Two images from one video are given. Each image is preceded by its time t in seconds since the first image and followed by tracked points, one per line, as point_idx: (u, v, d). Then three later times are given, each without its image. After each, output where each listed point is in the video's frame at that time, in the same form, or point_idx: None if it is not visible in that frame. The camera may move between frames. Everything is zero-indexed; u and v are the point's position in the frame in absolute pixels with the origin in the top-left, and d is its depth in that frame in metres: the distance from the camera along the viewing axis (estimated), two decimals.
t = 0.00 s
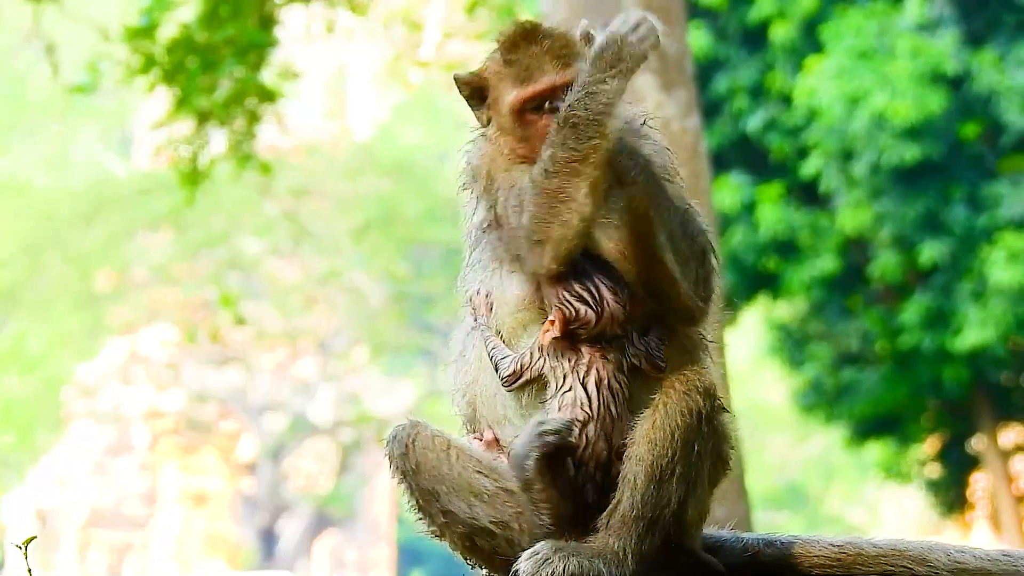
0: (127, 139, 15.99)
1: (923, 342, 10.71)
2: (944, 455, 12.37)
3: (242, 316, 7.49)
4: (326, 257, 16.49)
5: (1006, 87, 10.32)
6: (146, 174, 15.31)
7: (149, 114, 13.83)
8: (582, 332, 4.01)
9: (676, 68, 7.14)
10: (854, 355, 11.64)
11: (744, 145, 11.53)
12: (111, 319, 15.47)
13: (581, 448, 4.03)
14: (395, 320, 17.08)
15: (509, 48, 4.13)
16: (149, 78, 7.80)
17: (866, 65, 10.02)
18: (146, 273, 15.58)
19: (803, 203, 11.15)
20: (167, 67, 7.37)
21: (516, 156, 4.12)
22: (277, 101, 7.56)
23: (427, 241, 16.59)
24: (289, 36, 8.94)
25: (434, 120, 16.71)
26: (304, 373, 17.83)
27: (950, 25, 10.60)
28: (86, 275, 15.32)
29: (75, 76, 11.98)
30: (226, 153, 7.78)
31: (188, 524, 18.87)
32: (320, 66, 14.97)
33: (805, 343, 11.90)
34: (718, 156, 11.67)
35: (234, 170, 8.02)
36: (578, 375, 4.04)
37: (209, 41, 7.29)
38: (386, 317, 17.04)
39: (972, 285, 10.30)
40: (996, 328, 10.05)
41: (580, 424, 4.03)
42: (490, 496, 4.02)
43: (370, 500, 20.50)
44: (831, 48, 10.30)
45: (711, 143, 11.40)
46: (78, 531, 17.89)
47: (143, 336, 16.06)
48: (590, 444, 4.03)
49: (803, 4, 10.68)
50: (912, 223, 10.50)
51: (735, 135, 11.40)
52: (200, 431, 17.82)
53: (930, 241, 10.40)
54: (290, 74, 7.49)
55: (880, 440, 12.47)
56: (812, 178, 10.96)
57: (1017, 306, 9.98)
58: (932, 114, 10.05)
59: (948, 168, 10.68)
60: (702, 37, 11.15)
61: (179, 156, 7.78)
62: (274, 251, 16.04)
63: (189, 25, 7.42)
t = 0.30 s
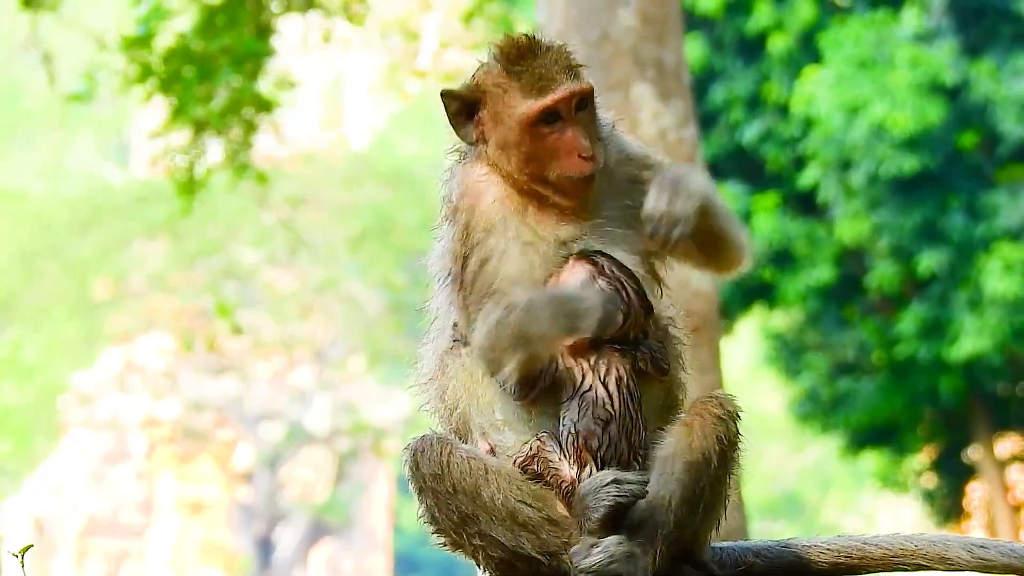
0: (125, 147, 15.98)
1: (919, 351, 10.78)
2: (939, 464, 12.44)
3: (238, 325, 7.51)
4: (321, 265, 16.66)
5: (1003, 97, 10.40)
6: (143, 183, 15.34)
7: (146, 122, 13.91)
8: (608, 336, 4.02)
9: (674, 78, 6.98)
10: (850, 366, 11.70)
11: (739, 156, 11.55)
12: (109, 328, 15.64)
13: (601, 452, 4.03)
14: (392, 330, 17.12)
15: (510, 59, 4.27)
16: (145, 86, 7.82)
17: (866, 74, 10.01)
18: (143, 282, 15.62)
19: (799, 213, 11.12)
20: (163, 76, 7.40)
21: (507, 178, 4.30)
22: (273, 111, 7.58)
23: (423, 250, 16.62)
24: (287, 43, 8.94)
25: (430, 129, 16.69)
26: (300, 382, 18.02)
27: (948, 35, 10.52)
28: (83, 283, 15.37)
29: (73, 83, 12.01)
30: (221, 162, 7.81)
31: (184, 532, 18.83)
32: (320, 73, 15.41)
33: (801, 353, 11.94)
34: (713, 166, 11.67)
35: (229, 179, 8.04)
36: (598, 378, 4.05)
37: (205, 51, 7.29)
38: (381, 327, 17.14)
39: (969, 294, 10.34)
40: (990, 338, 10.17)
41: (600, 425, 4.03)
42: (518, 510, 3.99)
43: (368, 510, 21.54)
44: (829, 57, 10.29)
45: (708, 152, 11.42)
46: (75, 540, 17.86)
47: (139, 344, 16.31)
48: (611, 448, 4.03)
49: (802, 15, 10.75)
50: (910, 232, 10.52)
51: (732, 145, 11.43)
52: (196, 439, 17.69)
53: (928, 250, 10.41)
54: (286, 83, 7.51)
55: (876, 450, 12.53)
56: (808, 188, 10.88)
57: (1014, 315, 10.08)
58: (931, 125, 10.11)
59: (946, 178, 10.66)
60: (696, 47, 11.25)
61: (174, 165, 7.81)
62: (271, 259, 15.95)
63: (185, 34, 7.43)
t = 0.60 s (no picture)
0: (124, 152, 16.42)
1: (919, 357, 10.79)
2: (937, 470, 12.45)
3: (238, 330, 7.48)
4: (321, 271, 16.57)
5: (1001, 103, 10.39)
6: (142, 188, 15.46)
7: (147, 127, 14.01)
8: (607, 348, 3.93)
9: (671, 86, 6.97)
10: (850, 372, 11.70)
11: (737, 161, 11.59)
12: (107, 333, 15.68)
13: (601, 465, 3.91)
14: (393, 334, 16.85)
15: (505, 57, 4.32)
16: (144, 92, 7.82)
17: (865, 79, 10.04)
18: (142, 287, 15.63)
19: (799, 220, 11.11)
20: (163, 81, 7.41)
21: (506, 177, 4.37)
22: (272, 116, 7.58)
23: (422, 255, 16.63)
24: (285, 50, 8.95)
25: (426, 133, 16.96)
26: (301, 388, 17.89)
27: (947, 41, 10.49)
28: (82, 289, 15.51)
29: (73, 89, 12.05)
30: (221, 167, 7.80)
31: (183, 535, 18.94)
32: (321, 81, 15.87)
33: (800, 359, 11.88)
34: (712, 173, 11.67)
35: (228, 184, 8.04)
36: (600, 392, 3.95)
37: (205, 56, 7.27)
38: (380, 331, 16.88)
39: (969, 300, 10.37)
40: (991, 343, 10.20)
41: (599, 442, 3.91)
42: (490, 533, 4.00)
43: (366, 518, 21.64)
44: (829, 63, 10.31)
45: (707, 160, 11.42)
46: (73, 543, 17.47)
47: (139, 349, 16.32)
48: (611, 464, 3.92)
49: (802, 20, 10.82)
50: (910, 237, 10.51)
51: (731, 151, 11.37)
52: (194, 445, 17.60)
53: (929, 255, 10.43)
54: (286, 88, 7.51)
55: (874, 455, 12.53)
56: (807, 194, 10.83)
57: (1016, 322, 10.15)
58: (931, 132, 10.12)
59: (946, 184, 10.57)
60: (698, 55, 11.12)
61: (174, 170, 7.80)
62: (269, 264, 15.97)
63: (184, 39, 7.43)
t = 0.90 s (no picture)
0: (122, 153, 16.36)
1: (918, 357, 10.81)
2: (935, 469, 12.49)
3: (237, 330, 7.46)
4: (321, 271, 16.53)
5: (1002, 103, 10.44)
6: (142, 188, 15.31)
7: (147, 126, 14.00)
8: (621, 345, 3.89)
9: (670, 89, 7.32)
10: (848, 371, 11.72)
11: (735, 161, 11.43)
12: (107, 334, 15.59)
13: (612, 465, 3.86)
14: (393, 335, 17.16)
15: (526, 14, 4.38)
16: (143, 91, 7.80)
17: (864, 79, 10.02)
18: (142, 289, 15.65)
19: (799, 220, 11.04)
20: (162, 81, 7.41)
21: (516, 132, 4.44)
22: (271, 116, 7.58)
23: (421, 256, 16.63)
24: (284, 50, 8.94)
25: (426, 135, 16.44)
26: (300, 388, 17.84)
27: (947, 41, 10.59)
28: (82, 290, 15.42)
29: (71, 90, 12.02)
30: (220, 167, 7.79)
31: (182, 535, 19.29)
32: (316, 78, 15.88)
33: (799, 359, 11.95)
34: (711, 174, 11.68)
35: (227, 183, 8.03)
36: (611, 390, 3.90)
37: (205, 55, 7.27)
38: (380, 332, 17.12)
39: (969, 301, 10.41)
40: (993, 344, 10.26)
41: (611, 441, 3.86)
42: (491, 532, 4.15)
43: (366, 518, 21.97)
44: (828, 62, 10.22)
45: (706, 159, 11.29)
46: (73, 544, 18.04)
47: (138, 349, 16.29)
48: (620, 464, 3.88)
49: (801, 20, 10.83)
50: (908, 237, 10.49)
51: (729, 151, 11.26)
52: (194, 445, 17.68)
53: (926, 256, 10.43)
54: (286, 88, 7.50)
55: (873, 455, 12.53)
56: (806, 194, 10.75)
57: (1016, 323, 10.16)
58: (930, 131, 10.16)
59: (945, 185, 10.62)
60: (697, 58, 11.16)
61: (173, 170, 7.80)
62: (269, 265, 16.07)
63: (183, 38, 7.42)
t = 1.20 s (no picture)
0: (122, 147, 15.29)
1: (916, 351, 10.80)
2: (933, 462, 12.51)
3: (235, 322, 7.45)
4: (321, 263, 16.73)
5: (1002, 98, 10.41)
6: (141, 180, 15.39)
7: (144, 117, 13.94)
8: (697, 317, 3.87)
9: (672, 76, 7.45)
10: (846, 364, 11.64)
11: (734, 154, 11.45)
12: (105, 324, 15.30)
13: (679, 434, 3.82)
14: (391, 328, 17.19)
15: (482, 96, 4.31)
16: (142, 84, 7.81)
17: (861, 71, 10.01)
18: (142, 280, 15.55)
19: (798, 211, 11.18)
20: (160, 73, 7.37)
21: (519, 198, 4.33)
22: (270, 108, 7.57)
23: (419, 247, 16.88)
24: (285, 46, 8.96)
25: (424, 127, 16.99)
26: (298, 380, 17.91)
27: (945, 35, 10.54)
28: (80, 284, 15.22)
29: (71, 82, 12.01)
30: (219, 159, 7.77)
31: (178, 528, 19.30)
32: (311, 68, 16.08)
33: (797, 353, 11.84)
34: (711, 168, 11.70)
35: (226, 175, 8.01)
36: (684, 360, 3.88)
37: (203, 46, 7.27)
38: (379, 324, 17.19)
39: (968, 295, 10.39)
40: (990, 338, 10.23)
41: (680, 410, 3.83)
42: (513, 500, 4.02)
43: (363, 509, 22.04)
44: (826, 55, 10.25)
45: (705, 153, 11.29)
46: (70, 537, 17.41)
47: (135, 340, 16.13)
48: (688, 435, 3.84)
49: (799, 13, 10.76)
50: (905, 229, 10.54)
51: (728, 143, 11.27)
52: (192, 436, 17.91)
53: (923, 249, 10.44)
54: (285, 81, 7.48)
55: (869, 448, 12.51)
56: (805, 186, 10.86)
57: (1015, 317, 10.12)
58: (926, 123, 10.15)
59: (944, 179, 10.67)
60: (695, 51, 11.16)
61: (171, 162, 7.79)
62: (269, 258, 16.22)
63: (182, 30, 7.40)
